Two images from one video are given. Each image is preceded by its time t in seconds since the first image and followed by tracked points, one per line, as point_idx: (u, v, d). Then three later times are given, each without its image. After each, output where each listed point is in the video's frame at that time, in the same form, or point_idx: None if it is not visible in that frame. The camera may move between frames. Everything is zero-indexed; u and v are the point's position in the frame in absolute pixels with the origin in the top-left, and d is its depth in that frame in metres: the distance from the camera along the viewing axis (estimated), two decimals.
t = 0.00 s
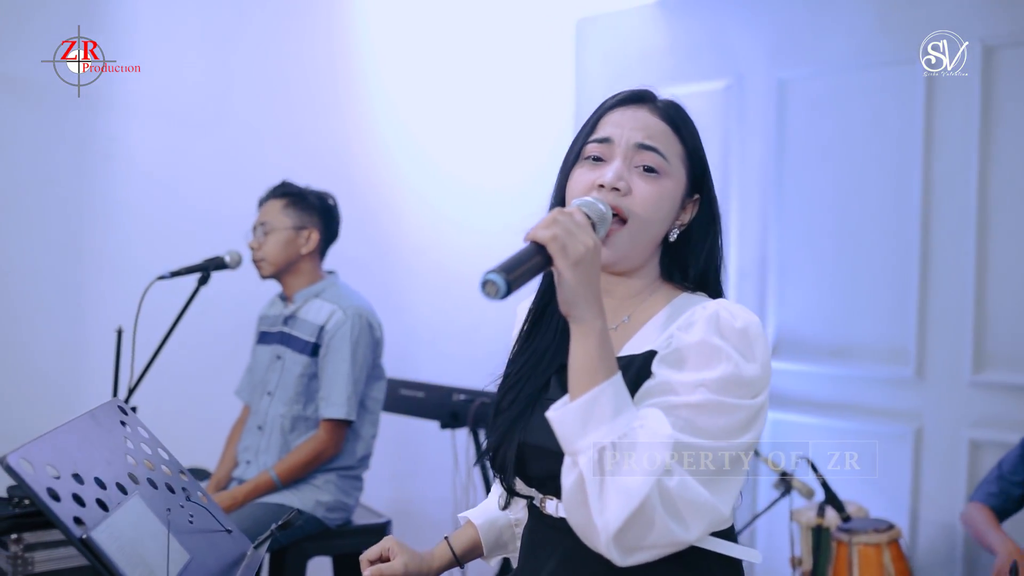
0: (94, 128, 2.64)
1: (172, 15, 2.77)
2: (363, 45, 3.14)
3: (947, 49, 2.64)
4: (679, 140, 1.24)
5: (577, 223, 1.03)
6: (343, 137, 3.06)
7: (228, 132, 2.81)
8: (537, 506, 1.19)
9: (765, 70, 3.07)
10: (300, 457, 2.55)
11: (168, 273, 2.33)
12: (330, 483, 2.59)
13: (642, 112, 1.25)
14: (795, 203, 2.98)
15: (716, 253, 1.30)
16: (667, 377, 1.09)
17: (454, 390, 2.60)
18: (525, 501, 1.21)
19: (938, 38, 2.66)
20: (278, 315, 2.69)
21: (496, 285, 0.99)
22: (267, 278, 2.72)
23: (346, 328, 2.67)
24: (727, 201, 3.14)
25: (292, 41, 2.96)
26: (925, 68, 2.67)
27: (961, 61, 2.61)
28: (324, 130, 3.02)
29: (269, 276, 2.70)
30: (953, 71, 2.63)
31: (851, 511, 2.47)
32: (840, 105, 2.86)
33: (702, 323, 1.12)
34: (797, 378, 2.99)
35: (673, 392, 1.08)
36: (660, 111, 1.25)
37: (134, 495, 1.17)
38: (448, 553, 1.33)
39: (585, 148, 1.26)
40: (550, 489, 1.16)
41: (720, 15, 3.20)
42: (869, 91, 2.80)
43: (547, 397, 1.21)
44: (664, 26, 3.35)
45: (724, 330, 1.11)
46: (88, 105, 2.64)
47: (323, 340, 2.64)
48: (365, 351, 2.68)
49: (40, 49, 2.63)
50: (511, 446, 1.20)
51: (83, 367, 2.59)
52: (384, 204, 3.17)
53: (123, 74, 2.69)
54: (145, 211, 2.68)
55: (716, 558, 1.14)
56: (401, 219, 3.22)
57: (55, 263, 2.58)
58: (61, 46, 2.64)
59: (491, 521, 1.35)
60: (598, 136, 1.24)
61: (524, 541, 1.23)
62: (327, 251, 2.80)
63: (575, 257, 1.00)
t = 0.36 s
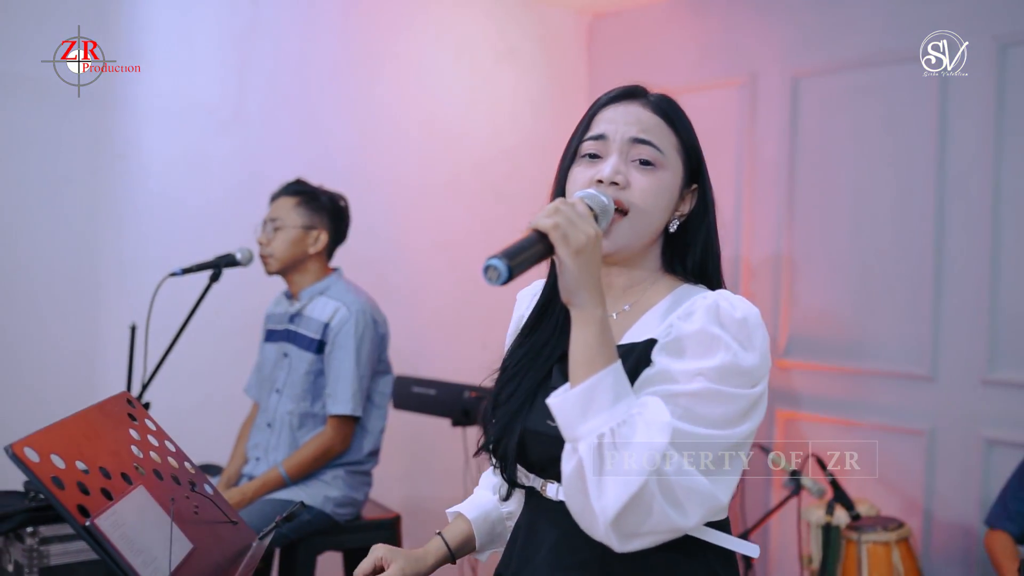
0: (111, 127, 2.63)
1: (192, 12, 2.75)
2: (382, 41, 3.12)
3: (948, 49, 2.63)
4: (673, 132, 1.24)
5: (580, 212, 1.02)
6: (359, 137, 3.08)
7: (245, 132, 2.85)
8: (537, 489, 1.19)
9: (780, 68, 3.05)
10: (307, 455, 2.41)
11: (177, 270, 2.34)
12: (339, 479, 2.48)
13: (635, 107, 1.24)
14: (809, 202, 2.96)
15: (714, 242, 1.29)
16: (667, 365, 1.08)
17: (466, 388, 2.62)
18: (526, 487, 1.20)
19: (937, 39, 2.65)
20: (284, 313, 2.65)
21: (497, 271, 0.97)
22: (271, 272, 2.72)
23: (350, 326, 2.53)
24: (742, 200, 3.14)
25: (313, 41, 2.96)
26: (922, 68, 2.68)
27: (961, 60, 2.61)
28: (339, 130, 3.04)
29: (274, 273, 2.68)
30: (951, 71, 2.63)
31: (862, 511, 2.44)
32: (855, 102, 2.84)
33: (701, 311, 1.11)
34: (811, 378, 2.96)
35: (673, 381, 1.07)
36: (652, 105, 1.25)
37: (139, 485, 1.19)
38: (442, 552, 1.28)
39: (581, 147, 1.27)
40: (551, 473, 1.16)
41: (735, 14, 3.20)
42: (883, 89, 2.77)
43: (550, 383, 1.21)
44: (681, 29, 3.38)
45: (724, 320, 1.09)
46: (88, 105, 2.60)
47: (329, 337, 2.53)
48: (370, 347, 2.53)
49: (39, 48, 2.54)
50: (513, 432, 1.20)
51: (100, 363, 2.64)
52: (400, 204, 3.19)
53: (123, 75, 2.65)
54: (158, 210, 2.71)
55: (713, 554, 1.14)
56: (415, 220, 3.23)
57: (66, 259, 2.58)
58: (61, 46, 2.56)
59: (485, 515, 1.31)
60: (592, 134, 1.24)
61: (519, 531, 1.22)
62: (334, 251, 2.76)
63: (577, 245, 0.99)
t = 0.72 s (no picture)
0: (126, 129, 2.68)
1: (206, 15, 2.79)
2: (397, 45, 3.15)
3: (947, 49, 2.65)
4: (653, 125, 1.25)
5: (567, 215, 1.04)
6: (371, 138, 3.10)
7: (260, 135, 2.88)
8: (537, 484, 1.20)
9: (793, 68, 3.04)
10: (315, 451, 2.43)
11: (190, 271, 2.37)
12: (347, 477, 2.50)
13: (610, 108, 1.26)
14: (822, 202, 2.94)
15: (704, 228, 1.27)
16: (668, 360, 1.09)
17: (475, 387, 2.59)
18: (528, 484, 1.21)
19: (938, 38, 2.66)
20: (291, 312, 2.67)
21: (486, 276, 0.99)
22: (282, 274, 2.76)
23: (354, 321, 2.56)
24: (755, 200, 3.13)
25: (328, 43, 3.00)
26: (924, 68, 2.69)
27: (960, 61, 2.62)
28: (352, 131, 3.06)
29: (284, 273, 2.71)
30: (952, 71, 2.64)
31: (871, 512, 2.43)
32: (867, 101, 2.83)
33: (709, 309, 1.11)
34: (823, 378, 2.95)
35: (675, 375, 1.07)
36: (628, 104, 1.26)
37: (145, 480, 1.21)
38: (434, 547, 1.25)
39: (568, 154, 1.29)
40: (554, 466, 1.18)
41: (747, 14, 3.20)
42: (895, 89, 2.76)
43: (551, 377, 1.23)
44: (693, 29, 3.38)
45: (734, 317, 1.10)
46: (88, 105, 2.62)
47: (334, 333, 2.55)
48: (373, 341, 2.56)
49: (40, 49, 2.56)
50: (514, 427, 1.21)
51: (115, 361, 2.68)
52: (413, 205, 3.21)
53: (123, 74, 2.67)
54: (171, 211, 2.74)
55: (713, 548, 1.15)
56: (426, 220, 3.25)
57: (80, 260, 2.62)
58: (60, 46, 2.57)
59: (473, 515, 1.28)
60: (577, 140, 1.27)
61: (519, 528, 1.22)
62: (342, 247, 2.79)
63: (564, 246, 1.01)
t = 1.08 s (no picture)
0: (140, 131, 2.71)
1: (220, 18, 2.82)
2: (409, 48, 3.17)
3: (947, 49, 2.67)
4: (651, 129, 1.27)
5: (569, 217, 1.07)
6: (383, 139, 3.13)
7: (273, 137, 2.91)
8: (547, 480, 1.22)
9: (802, 70, 3.05)
10: (325, 449, 2.47)
11: (204, 271, 2.40)
12: (357, 474, 2.53)
13: (609, 115, 1.28)
14: (830, 203, 2.95)
15: (704, 221, 1.29)
16: (673, 358, 1.11)
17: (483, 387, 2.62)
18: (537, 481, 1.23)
19: (938, 39, 2.69)
20: (303, 313, 2.72)
21: (489, 276, 1.02)
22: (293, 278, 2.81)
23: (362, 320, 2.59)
24: (765, 201, 3.14)
25: (341, 47, 3.03)
26: (924, 68, 2.71)
27: (960, 60, 2.64)
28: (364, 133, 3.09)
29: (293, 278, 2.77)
30: (952, 71, 2.66)
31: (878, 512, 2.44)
32: (876, 102, 2.83)
33: (712, 307, 1.13)
34: (832, 379, 2.95)
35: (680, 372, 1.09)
36: (627, 110, 1.28)
37: (160, 475, 1.24)
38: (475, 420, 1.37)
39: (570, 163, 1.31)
40: (563, 465, 1.20)
41: (757, 16, 3.21)
42: (903, 90, 2.76)
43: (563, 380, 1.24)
44: (704, 32, 3.39)
45: (739, 315, 1.11)
46: (88, 105, 2.64)
47: (342, 332, 2.59)
48: (381, 340, 2.59)
49: (39, 48, 2.59)
50: (525, 427, 1.24)
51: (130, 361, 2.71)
52: (423, 206, 3.24)
53: (123, 74, 2.69)
54: (183, 211, 2.77)
55: (718, 543, 1.16)
56: (438, 221, 3.27)
57: (93, 260, 2.65)
58: (61, 46, 2.60)
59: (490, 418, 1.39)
60: (579, 148, 1.28)
61: (528, 526, 1.24)
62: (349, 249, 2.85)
63: (566, 247, 1.04)
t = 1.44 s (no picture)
0: (151, 134, 2.74)
1: (232, 22, 2.85)
2: (418, 51, 3.20)
3: (948, 49, 2.70)
4: (642, 132, 1.29)
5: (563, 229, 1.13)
6: (393, 142, 3.15)
7: (285, 139, 2.95)
8: (559, 478, 1.24)
9: (810, 72, 3.07)
10: (336, 449, 2.49)
11: (216, 272, 2.43)
12: (368, 473, 2.54)
13: (600, 125, 1.31)
14: (838, 204, 2.96)
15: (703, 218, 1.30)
16: (686, 356, 1.12)
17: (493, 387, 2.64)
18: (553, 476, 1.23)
19: (938, 39, 2.72)
20: (315, 313, 2.74)
21: (482, 287, 1.07)
22: (307, 278, 2.83)
23: (376, 322, 2.61)
24: (774, 202, 3.15)
25: (350, 52, 3.06)
26: (923, 67, 2.74)
27: (960, 60, 2.66)
28: (374, 135, 3.12)
29: (309, 277, 2.79)
30: (952, 71, 2.68)
31: (885, 512, 2.45)
32: (883, 104, 2.84)
33: (723, 307, 1.14)
34: (840, 380, 2.96)
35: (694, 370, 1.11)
36: (616, 118, 1.31)
37: (175, 472, 1.26)
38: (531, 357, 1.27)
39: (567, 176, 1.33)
40: (577, 462, 1.22)
41: (765, 19, 3.23)
42: (909, 92, 2.77)
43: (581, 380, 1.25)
44: (712, 34, 3.40)
45: (749, 314, 1.13)
46: (87, 105, 2.63)
47: (356, 334, 2.62)
48: (395, 343, 2.61)
49: (39, 48, 2.58)
50: (547, 425, 1.25)
51: (143, 361, 2.74)
52: (432, 207, 3.26)
53: (122, 74, 2.69)
54: (194, 212, 2.80)
55: (728, 540, 1.18)
56: (449, 223, 3.29)
57: (105, 262, 2.68)
58: (61, 46, 2.59)
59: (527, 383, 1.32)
60: (574, 160, 1.31)
61: (540, 523, 1.25)
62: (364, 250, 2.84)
63: (565, 259, 1.10)
